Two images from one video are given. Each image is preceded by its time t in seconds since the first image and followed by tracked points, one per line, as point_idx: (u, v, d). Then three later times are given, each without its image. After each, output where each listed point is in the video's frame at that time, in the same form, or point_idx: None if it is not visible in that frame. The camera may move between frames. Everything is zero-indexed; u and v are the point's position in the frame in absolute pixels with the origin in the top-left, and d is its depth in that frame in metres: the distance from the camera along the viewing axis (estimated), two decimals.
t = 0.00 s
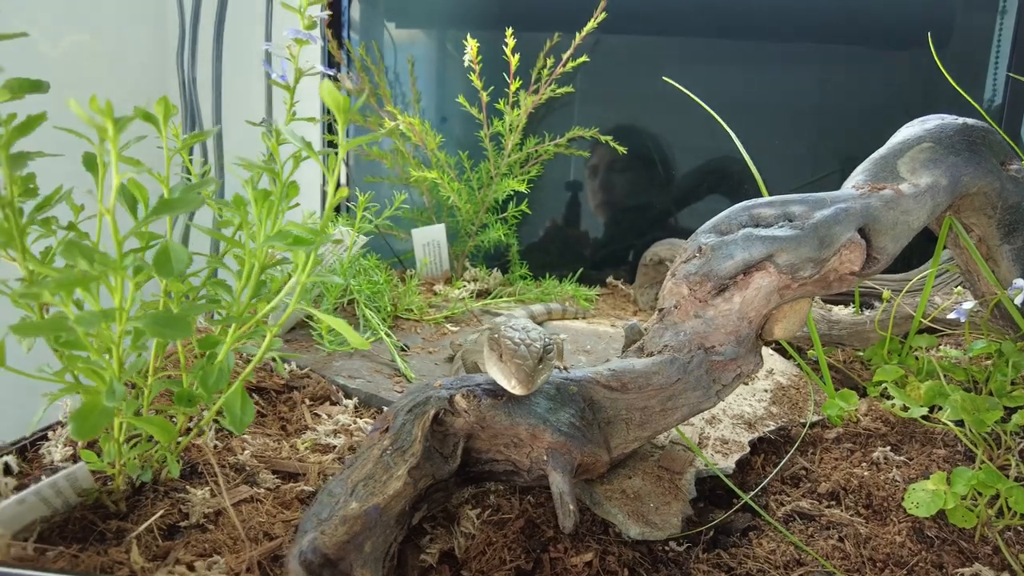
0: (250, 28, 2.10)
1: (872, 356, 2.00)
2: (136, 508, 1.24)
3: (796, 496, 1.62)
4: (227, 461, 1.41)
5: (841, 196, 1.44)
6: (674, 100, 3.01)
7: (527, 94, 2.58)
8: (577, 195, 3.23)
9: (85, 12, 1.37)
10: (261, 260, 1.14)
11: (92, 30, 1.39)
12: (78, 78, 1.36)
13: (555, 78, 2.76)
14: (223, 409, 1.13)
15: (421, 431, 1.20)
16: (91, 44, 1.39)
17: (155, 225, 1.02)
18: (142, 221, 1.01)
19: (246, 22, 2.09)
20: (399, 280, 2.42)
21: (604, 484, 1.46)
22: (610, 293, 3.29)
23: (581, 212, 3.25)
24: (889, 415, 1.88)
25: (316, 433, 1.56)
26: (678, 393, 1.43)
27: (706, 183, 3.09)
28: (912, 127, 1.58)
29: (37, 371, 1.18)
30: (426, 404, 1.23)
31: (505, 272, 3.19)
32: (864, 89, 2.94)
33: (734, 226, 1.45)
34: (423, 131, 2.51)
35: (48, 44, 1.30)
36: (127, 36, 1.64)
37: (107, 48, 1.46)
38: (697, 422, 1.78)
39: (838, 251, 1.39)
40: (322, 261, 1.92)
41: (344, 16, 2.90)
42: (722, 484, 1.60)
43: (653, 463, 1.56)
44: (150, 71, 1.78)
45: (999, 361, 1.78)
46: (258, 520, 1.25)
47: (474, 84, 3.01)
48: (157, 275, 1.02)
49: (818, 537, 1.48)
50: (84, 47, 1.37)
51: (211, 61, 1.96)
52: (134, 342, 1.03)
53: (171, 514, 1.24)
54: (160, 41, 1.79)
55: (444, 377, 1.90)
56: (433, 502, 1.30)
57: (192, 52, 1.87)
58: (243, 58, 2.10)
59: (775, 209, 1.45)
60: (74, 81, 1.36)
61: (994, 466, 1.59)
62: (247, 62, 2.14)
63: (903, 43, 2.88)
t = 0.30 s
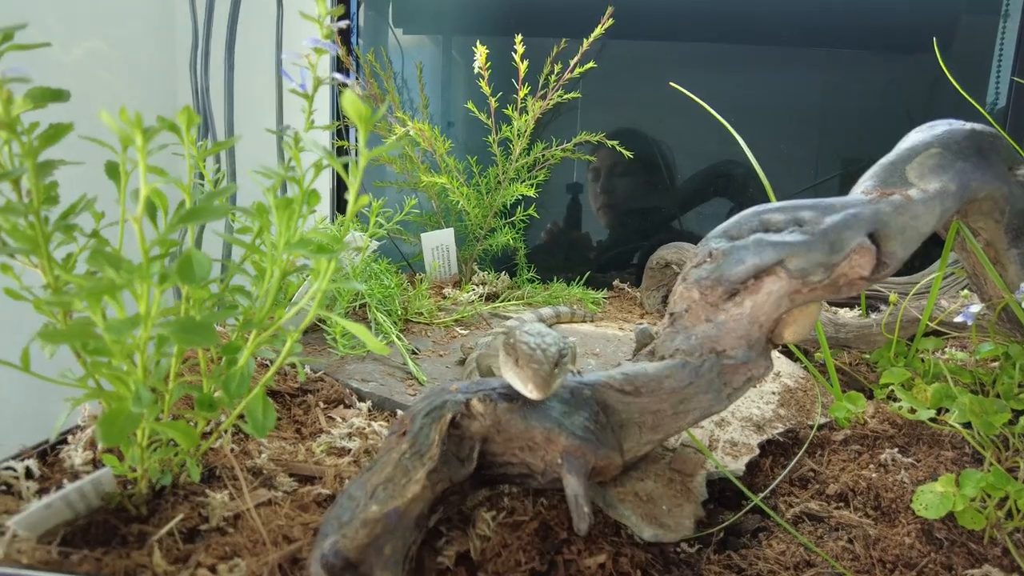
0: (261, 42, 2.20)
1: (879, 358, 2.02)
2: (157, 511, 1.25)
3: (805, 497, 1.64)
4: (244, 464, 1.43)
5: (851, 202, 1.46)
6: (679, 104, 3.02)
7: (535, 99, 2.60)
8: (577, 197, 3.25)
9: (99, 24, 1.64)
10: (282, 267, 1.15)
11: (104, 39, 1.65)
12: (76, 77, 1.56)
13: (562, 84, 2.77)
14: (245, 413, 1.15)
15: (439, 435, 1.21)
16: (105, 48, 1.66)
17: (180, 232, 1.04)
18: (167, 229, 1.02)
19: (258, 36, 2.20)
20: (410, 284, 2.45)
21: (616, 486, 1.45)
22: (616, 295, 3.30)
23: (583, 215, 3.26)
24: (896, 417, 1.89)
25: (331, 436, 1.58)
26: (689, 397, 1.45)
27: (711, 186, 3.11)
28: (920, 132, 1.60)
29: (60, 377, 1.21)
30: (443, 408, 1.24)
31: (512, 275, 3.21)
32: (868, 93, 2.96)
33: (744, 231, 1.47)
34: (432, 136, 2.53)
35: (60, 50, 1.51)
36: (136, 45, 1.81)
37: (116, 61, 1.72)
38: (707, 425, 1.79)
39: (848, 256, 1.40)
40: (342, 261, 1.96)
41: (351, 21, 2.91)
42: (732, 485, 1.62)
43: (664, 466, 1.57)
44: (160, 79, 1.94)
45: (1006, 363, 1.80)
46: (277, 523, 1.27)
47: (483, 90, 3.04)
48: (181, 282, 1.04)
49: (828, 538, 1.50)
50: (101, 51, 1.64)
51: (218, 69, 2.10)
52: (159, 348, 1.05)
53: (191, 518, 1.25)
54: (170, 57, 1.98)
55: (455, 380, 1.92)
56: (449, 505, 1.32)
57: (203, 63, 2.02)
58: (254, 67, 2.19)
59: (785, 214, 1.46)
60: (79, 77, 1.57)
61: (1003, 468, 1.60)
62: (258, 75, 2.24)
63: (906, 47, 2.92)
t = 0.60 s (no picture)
0: (262, 46, 2.24)
1: (883, 360, 2.01)
2: (160, 515, 1.25)
3: (810, 499, 1.63)
4: (248, 467, 1.43)
5: (855, 203, 1.45)
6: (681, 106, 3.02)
7: (537, 101, 2.60)
8: (578, 198, 3.24)
9: (99, 29, 1.73)
10: (285, 271, 1.14)
11: (104, 43, 1.74)
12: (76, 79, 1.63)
13: (564, 86, 2.77)
14: (248, 416, 1.15)
15: (442, 437, 1.21)
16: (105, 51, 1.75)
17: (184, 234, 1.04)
18: (170, 232, 1.02)
19: (258, 40, 2.25)
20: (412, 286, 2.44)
21: (621, 489, 1.46)
22: (619, 297, 3.29)
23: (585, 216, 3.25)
24: (902, 418, 1.87)
25: (334, 439, 1.58)
26: (694, 399, 1.44)
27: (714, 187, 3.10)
28: (924, 133, 1.60)
29: (62, 380, 1.18)
30: (446, 411, 1.24)
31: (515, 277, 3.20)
32: (871, 93, 2.96)
33: (748, 233, 1.47)
34: (434, 138, 2.53)
35: (61, 52, 1.59)
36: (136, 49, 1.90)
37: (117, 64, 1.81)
38: (711, 427, 1.79)
39: (852, 257, 1.40)
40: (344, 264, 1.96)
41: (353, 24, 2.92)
42: (737, 487, 1.61)
43: (669, 468, 1.57)
44: (160, 82, 2.02)
45: (1011, 364, 1.79)
46: (281, 527, 1.26)
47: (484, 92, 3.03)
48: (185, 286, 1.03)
49: (833, 540, 1.50)
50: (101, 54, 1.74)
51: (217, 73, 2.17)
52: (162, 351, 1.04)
53: (194, 522, 1.25)
54: (170, 61, 2.07)
55: (458, 382, 1.91)
56: (453, 507, 1.32)
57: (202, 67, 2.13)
58: (253, 70, 2.24)
59: (790, 215, 1.45)
60: (80, 77, 1.66)
61: (1008, 470, 1.59)
62: (257, 78, 2.30)
63: (907, 48, 2.92)
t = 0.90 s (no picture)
0: (260, 48, 2.24)
1: (885, 363, 1.98)
2: (153, 523, 1.24)
3: (810, 505, 1.62)
4: (242, 474, 1.42)
5: (855, 206, 1.44)
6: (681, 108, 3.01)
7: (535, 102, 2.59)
8: (579, 199, 3.22)
9: (96, 33, 1.74)
10: (278, 277, 1.13)
11: (101, 47, 1.75)
12: (73, 83, 1.64)
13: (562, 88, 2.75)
14: (241, 423, 1.14)
15: (438, 444, 1.20)
16: (102, 55, 1.77)
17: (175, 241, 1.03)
18: (161, 238, 1.01)
19: (256, 42, 2.25)
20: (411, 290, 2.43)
21: (619, 496, 1.44)
22: (619, 300, 3.28)
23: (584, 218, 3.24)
24: (903, 422, 1.86)
25: (330, 445, 1.57)
26: (693, 404, 1.43)
27: (713, 190, 3.09)
28: (925, 135, 1.58)
29: (55, 387, 1.17)
30: (442, 417, 1.23)
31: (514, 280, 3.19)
32: (871, 94, 2.95)
33: (747, 236, 1.45)
34: (432, 141, 2.52)
35: (58, 57, 1.60)
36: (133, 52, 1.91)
37: (114, 67, 1.82)
38: (711, 432, 1.77)
39: (853, 261, 1.38)
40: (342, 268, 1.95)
41: (351, 25, 2.92)
42: (736, 493, 1.59)
43: (667, 474, 1.55)
44: (158, 84, 2.04)
45: (1014, 367, 1.78)
46: (275, 535, 1.25)
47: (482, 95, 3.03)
48: (177, 292, 1.03)
49: (834, 546, 1.48)
50: (98, 58, 1.75)
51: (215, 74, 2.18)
52: (154, 359, 1.03)
53: (188, 530, 1.24)
54: (167, 65, 2.08)
55: (456, 387, 1.89)
56: (449, 515, 1.30)
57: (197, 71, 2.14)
58: (251, 72, 2.24)
59: (789, 218, 1.44)
60: (78, 81, 1.67)
61: (1011, 474, 1.57)
62: (255, 79, 2.30)
63: (907, 49, 2.90)
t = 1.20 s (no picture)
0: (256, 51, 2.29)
1: (878, 368, 1.99)
2: (149, 531, 1.25)
3: (803, 510, 1.63)
4: (237, 482, 1.42)
5: (846, 213, 1.44)
6: (677, 113, 3.01)
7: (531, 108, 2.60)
8: (579, 202, 3.27)
9: (97, 41, 1.74)
10: (271, 288, 1.14)
11: (100, 55, 1.75)
12: (72, 92, 1.65)
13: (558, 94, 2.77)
14: (235, 432, 1.15)
15: (431, 452, 1.21)
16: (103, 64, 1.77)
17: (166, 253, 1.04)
18: (154, 251, 1.02)
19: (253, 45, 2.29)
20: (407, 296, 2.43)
21: (611, 502, 1.45)
22: (615, 304, 3.29)
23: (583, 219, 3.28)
24: (896, 428, 1.87)
25: (325, 452, 1.58)
26: (684, 411, 1.44)
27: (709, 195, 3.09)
28: (915, 142, 1.59)
29: (50, 397, 1.17)
30: (434, 425, 1.24)
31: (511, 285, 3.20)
32: (867, 98, 2.95)
33: (738, 243, 1.46)
34: (429, 147, 2.53)
35: (57, 65, 1.62)
36: (135, 59, 1.90)
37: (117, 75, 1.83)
38: (704, 438, 1.78)
39: (843, 269, 1.39)
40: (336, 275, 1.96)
41: (349, 33, 2.98)
42: (729, 499, 1.60)
43: (660, 480, 1.56)
44: (161, 88, 2.01)
45: (1007, 373, 1.78)
46: (269, 542, 1.26)
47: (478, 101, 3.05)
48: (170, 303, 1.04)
49: (826, 552, 1.49)
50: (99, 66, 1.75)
51: (216, 78, 2.20)
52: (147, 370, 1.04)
53: (183, 538, 1.24)
54: (170, 69, 2.04)
55: (451, 394, 1.90)
56: (441, 522, 1.32)
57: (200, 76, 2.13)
58: (247, 70, 2.25)
59: (780, 226, 1.45)
60: (78, 90, 1.68)
61: (1003, 479, 1.57)
62: (256, 81, 2.29)
63: (902, 53, 2.91)
